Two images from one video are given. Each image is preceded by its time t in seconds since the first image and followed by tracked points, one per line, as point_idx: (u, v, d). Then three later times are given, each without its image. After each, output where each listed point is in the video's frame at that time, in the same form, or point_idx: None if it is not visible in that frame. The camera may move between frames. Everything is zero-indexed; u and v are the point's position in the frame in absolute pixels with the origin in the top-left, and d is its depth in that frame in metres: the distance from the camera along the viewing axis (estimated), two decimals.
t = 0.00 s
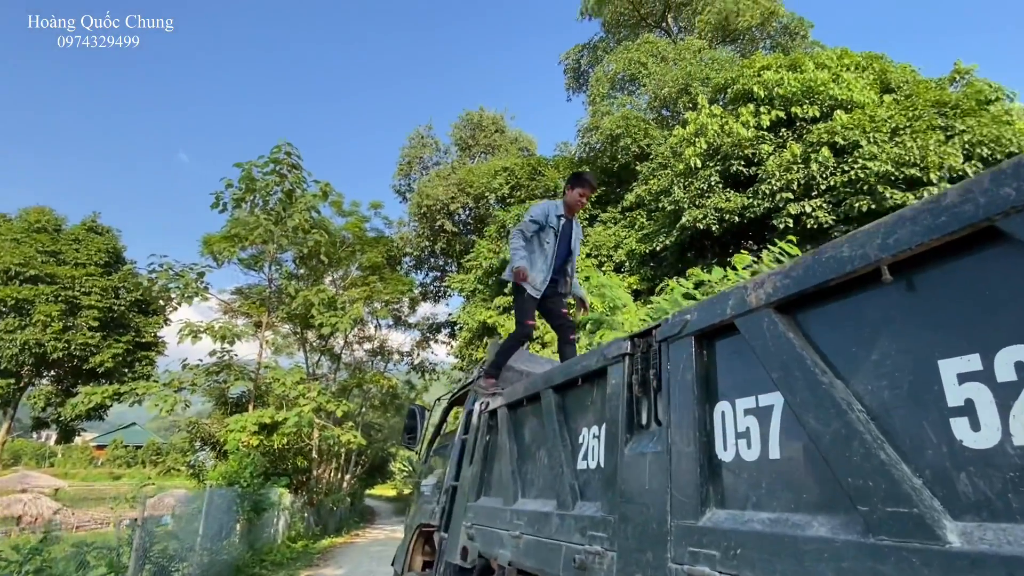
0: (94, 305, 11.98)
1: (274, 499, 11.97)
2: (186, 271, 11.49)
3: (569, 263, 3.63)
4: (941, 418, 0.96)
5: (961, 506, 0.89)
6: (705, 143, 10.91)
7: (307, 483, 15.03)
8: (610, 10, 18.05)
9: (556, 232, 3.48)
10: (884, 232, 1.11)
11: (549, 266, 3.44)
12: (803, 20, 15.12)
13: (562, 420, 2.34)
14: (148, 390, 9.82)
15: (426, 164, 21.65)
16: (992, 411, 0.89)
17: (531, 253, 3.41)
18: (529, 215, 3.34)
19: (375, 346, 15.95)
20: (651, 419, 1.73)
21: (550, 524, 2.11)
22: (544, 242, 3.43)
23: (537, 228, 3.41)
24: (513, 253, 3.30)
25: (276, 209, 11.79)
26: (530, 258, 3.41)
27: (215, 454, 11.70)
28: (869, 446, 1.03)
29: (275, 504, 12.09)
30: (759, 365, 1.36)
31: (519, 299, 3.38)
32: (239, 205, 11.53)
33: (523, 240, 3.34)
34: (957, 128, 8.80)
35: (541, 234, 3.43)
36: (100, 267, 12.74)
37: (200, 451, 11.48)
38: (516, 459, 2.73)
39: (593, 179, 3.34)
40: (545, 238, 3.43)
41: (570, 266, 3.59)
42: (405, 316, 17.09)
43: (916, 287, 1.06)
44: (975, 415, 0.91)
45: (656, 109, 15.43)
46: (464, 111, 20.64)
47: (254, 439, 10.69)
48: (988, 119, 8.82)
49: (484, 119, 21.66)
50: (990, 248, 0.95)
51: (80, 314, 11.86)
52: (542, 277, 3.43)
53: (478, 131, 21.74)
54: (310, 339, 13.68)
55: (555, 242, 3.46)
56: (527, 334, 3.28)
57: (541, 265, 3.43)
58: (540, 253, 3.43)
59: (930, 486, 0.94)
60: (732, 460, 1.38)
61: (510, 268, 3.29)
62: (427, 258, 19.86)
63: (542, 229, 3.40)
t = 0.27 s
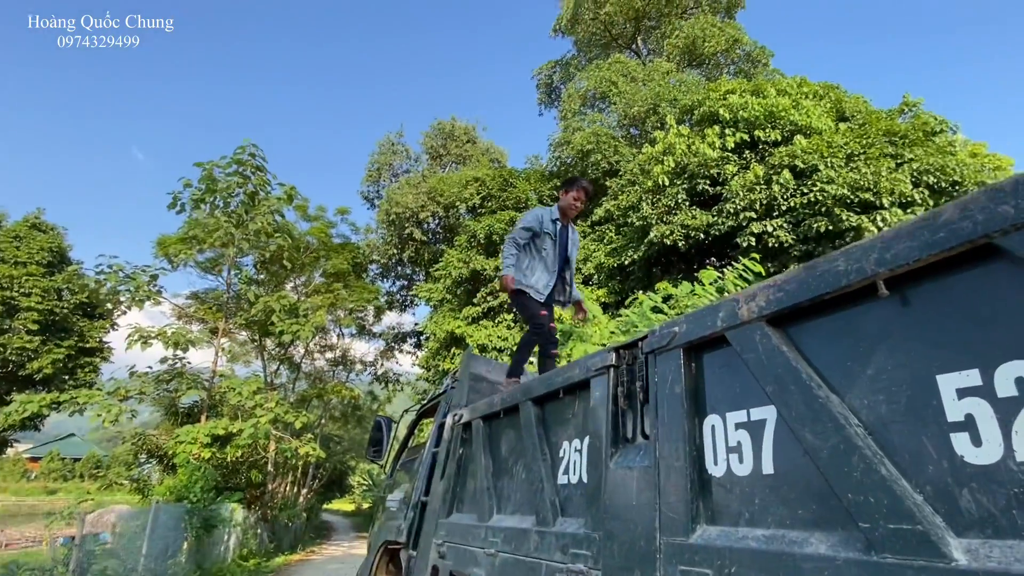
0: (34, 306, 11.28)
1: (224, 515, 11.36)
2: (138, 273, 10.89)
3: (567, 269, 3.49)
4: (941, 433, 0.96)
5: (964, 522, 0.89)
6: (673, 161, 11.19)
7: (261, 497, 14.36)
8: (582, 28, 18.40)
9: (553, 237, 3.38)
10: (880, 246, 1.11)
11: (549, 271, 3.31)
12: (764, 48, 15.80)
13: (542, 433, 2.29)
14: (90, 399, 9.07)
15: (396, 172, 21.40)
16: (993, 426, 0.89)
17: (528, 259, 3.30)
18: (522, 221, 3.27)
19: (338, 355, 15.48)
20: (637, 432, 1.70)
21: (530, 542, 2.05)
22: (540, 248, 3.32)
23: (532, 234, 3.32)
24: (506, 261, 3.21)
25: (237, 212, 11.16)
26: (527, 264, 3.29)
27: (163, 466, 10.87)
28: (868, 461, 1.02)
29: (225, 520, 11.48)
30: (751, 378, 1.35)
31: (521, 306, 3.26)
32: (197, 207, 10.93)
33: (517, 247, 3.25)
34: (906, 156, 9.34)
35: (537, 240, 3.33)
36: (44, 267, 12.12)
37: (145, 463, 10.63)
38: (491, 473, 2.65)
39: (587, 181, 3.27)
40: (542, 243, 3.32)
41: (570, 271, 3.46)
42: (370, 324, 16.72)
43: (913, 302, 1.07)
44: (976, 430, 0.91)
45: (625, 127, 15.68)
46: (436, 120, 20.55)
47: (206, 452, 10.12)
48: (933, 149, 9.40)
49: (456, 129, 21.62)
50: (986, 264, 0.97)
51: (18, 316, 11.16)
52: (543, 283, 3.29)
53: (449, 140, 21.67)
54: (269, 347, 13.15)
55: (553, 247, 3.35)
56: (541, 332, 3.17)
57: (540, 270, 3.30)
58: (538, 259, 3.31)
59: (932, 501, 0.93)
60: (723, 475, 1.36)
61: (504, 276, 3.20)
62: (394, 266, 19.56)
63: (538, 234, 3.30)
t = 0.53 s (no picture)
0: None
1: (169, 531, 10.72)
2: (84, 272, 10.25)
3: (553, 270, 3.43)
4: (931, 443, 0.95)
5: (957, 533, 0.88)
6: (642, 177, 11.42)
7: (211, 512, 13.63)
8: (555, 43, 18.70)
9: (536, 239, 3.32)
10: (869, 255, 1.11)
11: (533, 275, 3.25)
12: (728, 72, 16.41)
13: (516, 444, 2.23)
14: (25, 407, 8.44)
15: (365, 177, 21.06)
16: (984, 435, 0.89)
17: (512, 264, 3.24)
18: (503, 226, 3.21)
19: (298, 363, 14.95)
20: (617, 442, 1.66)
21: (504, 558, 1.97)
22: (523, 251, 3.26)
23: (514, 238, 3.26)
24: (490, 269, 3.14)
25: (196, 212, 10.71)
26: (512, 270, 3.23)
27: (105, 478, 10.02)
28: (858, 471, 1.01)
29: (170, 537, 10.82)
30: (737, 387, 1.33)
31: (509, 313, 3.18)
32: (152, 205, 10.39)
33: (500, 253, 3.19)
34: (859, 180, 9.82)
35: (519, 243, 3.27)
36: None
37: (86, 474, 9.76)
38: (462, 485, 2.56)
39: (567, 180, 3.24)
40: (525, 246, 3.26)
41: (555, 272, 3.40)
42: (333, 331, 16.29)
43: (900, 311, 1.07)
44: (967, 440, 0.91)
45: (595, 141, 15.92)
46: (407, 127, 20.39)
47: (152, 464, 9.53)
48: (884, 174, 9.93)
49: (427, 136, 21.51)
50: (973, 275, 0.98)
51: None
52: (528, 287, 3.23)
53: (420, 147, 21.51)
54: (225, 353, 12.58)
55: (536, 250, 3.30)
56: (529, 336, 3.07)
57: (524, 275, 3.24)
58: (522, 263, 3.25)
59: (923, 511, 0.93)
60: (706, 486, 1.33)
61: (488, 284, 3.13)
62: (360, 272, 19.17)
63: (520, 237, 3.24)
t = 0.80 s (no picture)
0: None
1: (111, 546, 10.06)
2: (23, 268, 9.58)
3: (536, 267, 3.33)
4: (929, 449, 0.93)
5: (957, 545, 0.85)
6: (613, 189, 11.57)
7: (157, 525, 12.89)
8: (530, 54, 18.86)
9: (517, 236, 3.23)
10: (863, 256, 1.10)
11: (515, 274, 3.16)
12: (697, 92, 16.90)
13: (490, 452, 2.14)
14: None
15: (333, 179, 20.61)
16: (983, 442, 0.87)
17: (493, 264, 3.15)
18: (481, 225, 3.12)
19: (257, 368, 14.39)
20: (598, 451, 1.60)
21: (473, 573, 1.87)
22: (504, 250, 3.17)
23: (494, 237, 3.16)
24: (469, 269, 3.05)
25: (151, 209, 10.08)
26: (493, 269, 3.14)
27: (38, 490, 9.36)
28: (855, 480, 0.98)
29: (111, 553, 10.14)
30: (726, 394, 1.29)
31: (492, 316, 3.08)
32: (103, 201, 9.76)
33: (480, 253, 3.10)
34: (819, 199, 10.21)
35: (500, 241, 3.17)
36: None
37: (18, 486, 9.02)
38: (430, 497, 2.45)
39: (545, 174, 3.16)
40: (506, 244, 3.17)
41: (537, 268, 3.31)
42: (294, 336, 15.77)
43: (894, 315, 1.05)
44: (964, 447, 0.89)
45: (567, 153, 16.00)
46: (378, 130, 20.11)
47: (94, 476, 8.91)
48: (841, 195, 10.36)
49: (399, 141, 21.26)
50: (968, 280, 0.96)
51: None
52: (511, 287, 3.14)
53: (391, 152, 21.23)
54: (177, 358, 11.96)
55: (518, 247, 3.21)
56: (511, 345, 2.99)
57: (506, 274, 3.15)
58: (503, 262, 3.16)
59: (922, 522, 0.89)
60: (693, 496, 1.28)
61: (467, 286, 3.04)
62: (325, 277, 18.69)
63: (501, 235, 3.15)
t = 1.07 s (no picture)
0: None
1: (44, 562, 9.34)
2: None
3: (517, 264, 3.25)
4: (934, 464, 0.89)
5: (968, 566, 0.81)
6: (585, 198, 11.65)
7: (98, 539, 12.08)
8: (505, 63, 18.95)
9: (498, 232, 3.15)
10: (860, 262, 1.06)
11: (498, 271, 3.08)
12: (667, 108, 17.30)
13: (462, 464, 2.03)
14: None
15: (301, 179, 20.08)
16: (992, 457, 0.83)
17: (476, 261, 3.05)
18: (463, 222, 3.02)
19: (213, 373, 13.76)
20: (579, 463, 1.52)
21: None
22: (487, 246, 3.08)
23: (476, 233, 3.07)
24: (457, 268, 2.93)
25: (102, 203, 9.45)
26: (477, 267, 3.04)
27: None
28: (857, 496, 0.93)
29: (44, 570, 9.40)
30: (717, 403, 1.23)
31: (472, 319, 2.96)
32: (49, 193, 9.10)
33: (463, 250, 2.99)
34: (782, 215, 10.54)
35: (482, 238, 3.08)
36: None
37: None
38: (397, 511, 2.32)
39: (522, 168, 3.10)
40: (488, 240, 3.08)
41: (520, 263, 3.22)
42: (255, 340, 15.20)
43: (893, 322, 1.02)
44: (972, 462, 0.85)
45: (540, 162, 16.02)
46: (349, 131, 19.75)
47: (28, 487, 8.26)
48: (803, 212, 10.72)
49: (370, 143, 20.93)
50: (970, 287, 0.94)
51: None
52: (494, 284, 3.05)
53: (362, 153, 20.87)
54: (126, 361, 11.30)
55: (500, 243, 3.13)
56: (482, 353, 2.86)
57: (489, 271, 3.06)
58: (486, 259, 3.06)
59: (927, 541, 0.85)
60: (681, 512, 1.22)
61: (459, 287, 2.91)
62: (288, 279, 18.13)
63: (482, 231, 3.06)
